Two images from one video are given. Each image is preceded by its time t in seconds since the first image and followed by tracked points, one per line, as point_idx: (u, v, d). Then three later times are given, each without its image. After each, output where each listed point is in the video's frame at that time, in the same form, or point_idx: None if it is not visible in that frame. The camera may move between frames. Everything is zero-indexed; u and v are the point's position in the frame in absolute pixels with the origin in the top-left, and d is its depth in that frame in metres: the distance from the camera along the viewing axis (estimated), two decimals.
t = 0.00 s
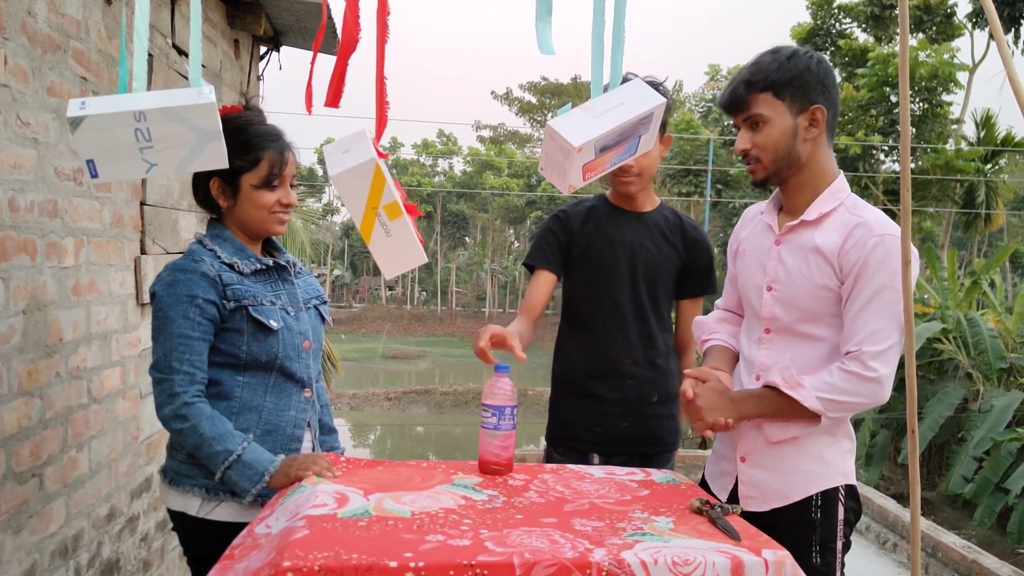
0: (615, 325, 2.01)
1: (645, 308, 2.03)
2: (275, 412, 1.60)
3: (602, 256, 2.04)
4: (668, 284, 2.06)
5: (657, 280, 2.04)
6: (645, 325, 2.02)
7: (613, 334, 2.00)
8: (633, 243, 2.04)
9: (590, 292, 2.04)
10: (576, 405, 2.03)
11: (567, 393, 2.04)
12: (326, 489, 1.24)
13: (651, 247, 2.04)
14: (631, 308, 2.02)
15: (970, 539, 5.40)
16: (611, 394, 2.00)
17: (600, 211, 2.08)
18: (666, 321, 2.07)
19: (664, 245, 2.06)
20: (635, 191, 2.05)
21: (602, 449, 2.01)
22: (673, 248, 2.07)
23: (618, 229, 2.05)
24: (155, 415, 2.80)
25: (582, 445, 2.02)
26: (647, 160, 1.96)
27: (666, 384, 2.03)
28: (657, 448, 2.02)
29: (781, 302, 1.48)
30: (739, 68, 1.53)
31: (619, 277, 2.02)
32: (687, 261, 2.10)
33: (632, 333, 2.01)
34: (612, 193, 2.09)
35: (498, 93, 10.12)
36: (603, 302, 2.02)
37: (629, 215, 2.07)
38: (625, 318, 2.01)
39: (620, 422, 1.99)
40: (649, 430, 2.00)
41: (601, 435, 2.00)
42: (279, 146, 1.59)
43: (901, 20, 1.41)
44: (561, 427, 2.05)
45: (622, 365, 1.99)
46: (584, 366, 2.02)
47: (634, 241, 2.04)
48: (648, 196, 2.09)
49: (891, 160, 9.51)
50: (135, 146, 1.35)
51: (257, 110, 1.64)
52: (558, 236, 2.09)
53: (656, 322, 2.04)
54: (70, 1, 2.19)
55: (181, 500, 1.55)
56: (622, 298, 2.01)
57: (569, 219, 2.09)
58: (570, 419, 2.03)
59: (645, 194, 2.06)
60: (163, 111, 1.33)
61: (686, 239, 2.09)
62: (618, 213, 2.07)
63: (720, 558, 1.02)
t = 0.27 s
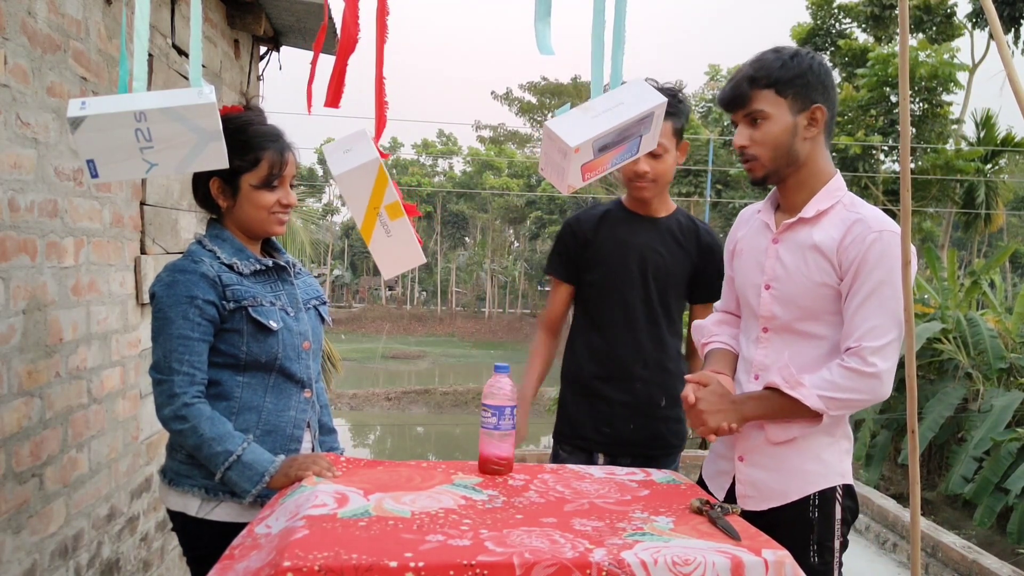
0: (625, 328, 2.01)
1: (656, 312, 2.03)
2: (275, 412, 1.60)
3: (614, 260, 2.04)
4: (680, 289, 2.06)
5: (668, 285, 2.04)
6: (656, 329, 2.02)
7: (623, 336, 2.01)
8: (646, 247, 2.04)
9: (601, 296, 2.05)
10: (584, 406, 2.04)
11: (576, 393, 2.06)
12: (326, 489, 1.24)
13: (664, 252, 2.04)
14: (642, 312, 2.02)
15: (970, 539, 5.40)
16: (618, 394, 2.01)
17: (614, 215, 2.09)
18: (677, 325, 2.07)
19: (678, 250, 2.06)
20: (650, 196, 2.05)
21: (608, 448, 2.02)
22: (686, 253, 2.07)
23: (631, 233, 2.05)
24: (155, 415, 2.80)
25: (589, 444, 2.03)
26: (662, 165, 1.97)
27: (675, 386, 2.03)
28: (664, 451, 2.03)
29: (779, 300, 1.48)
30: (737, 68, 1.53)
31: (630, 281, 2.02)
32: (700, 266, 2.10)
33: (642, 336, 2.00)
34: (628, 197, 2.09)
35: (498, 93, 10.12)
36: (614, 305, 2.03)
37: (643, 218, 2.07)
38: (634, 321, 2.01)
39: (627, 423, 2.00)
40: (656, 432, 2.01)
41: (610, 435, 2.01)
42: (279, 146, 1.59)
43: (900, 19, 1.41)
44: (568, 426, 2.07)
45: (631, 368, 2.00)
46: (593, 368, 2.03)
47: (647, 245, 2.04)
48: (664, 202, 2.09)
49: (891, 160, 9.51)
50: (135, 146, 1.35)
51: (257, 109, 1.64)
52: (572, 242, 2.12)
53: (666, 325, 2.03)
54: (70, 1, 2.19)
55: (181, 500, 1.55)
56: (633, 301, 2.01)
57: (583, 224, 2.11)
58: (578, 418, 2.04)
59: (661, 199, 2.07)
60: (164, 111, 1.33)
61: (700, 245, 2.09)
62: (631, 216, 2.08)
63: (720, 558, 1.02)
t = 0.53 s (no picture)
0: (628, 331, 2.08)
1: (658, 317, 2.08)
2: (274, 413, 1.60)
3: (620, 265, 2.10)
4: (682, 294, 2.12)
5: (671, 290, 2.10)
6: (656, 333, 2.08)
7: (626, 339, 2.08)
8: (650, 252, 2.09)
9: (607, 300, 2.12)
10: (585, 404, 2.12)
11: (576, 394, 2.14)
12: (325, 489, 1.24)
13: (668, 259, 2.09)
14: (644, 317, 2.08)
15: (970, 539, 5.40)
16: (616, 395, 2.08)
17: (621, 220, 2.15)
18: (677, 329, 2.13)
19: (681, 256, 2.12)
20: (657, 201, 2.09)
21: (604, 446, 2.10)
22: (689, 259, 2.12)
23: (637, 238, 2.11)
24: (155, 415, 2.80)
25: (588, 442, 2.12)
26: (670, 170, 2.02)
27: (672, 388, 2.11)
28: (660, 450, 2.10)
29: (775, 300, 1.48)
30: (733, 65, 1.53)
31: (634, 286, 2.09)
32: (703, 272, 2.15)
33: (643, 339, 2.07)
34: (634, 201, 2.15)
35: (498, 92, 10.11)
36: (618, 309, 2.10)
37: (649, 224, 2.12)
38: (637, 325, 2.07)
39: (624, 423, 2.08)
40: (654, 432, 2.08)
41: (607, 434, 2.09)
42: (279, 146, 1.59)
43: (900, 20, 1.41)
44: (568, 425, 2.15)
45: (629, 371, 2.07)
46: (595, 369, 2.10)
47: (652, 251, 2.10)
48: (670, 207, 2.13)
49: (891, 160, 9.51)
50: (135, 146, 1.35)
51: (257, 109, 1.64)
52: (581, 246, 2.18)
53: (667, 328, 2.09)
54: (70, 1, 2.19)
55: (180, 500, 1.55)
56: (636, 305, 2.08)
57: (591, 228, 2.17)
58: (577, 417, 2.13)
59: (667, 205, 2.11)
60: (164, 111, 1.33)
61: (704, 251, 2.14)
62: (638, 222, 2.13)
63: (720, 558, 1.02)
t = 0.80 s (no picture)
0: (613, 329, 2.14)
1: (643, 316, 2.15)
2: (274, 413, 1.60)
3: (606, 266, 2.16)
4: (667, 293, 2.17)
5: (655, 290, 2.16)
6: (642, 331, 2.14)
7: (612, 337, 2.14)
8: (635, 253, 2.16)
9: (593, 301, 2.19)
10: (572, 403, 2.19)
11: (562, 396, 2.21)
12: (325, 489, 1.24)
13: (652, 259, 2.15)
14: (629, 316, 2.14)
15: (970, 539, 5.40)
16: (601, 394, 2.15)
17: (606, 223, 2.21)
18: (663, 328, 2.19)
19: (666, 258, 2.17)
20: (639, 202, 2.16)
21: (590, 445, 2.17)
22: (673, 259, 2.18)
23: (621, 240, 2.17)
24: (155, 415, 2.80)
25: (574, 441, 2.19)
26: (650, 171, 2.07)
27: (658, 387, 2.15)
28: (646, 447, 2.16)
29: (768, 297, 1.48)
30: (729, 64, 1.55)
31: (619, 287, 2.15)
32: (687, 271, 2.20)
33: (628, 338, 2.13)
34: (618, 203, 2.21)
35: (498, 92, 10.11)
36: (605, 309, 2.17)
37: (633, 226, 2.18)
38: (622, 323, 2.13)
39: (608, 421, 2.14)
40: (639, 429, 2.14)
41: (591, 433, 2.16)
42: (279, 145, 1.59)
43: (900, 19, 1.41)
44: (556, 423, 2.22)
45: (614, 371, 2.13)
46: (582, 369, 2.17)
47: (636, 253, 2.16)
48: (652, 209, 2.20)
49: (891, 160, 9.51)
50: (135, 146, 1.35)
51: (256, 109, 1.64)
52: (568, 249, 2.24)
53: (652, 327, 2.15)
54: (70, 1, 2.19)
55: (180, 500, 1.55)
56: (621, 305, 2.15)
57: (577, 231, 2.23)
58: (564, 417, 2.20)
59: (649, 206, 2.18)
60: (164, 111, 1.33)
61: (687, 253, 2.20)
62: (623, 225, 2.19)
63: (720, 558, 1.02)
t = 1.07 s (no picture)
0: (585, 327, 2.24)
1: (612, 310, 2.23)
2: (275, 413, 1.60)
3: (575, 266, 2.27)
4: (635, 286, 2.25)
5: (623, 284, 2.24)
6: (613, 325, 2.23)
7: (584, 334, 2.23)
8: (600, 251, 2.25)
9: (566, 300, 2.29)
10: (553, 395, 2.27)
11: (546, 389, 2.30)
12: (326, 489, 1.24)
13: (616, 255, 2.24)
14: (599, 312, 2.23)
15: (970, 539, 5.40)
16: (584, 388, 2.23)
17: (572, 225, 2.32)
18: (636, 321, 2.26)
19: (631, 253, 2.25)
20: (601, 201, 2.25)
21: (574, 436, 2.25)
22: (638, 253, 2.26)
23: (586, 240, 2.27)
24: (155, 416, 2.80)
25: (557, 433, 2.27)
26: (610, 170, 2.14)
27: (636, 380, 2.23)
28: (626, 437, 2.24)
29: (758, 296, 1.49)
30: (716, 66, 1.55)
31: (587, 284, 2.25)
32: (655, 264, 2.27)
33: (600, 333, 2.22)
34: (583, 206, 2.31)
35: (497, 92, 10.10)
36: (575, 308, 2.26)
37: (597, 225, 2.28)
38: (593, 320, 2.23)
39: (588, 413, 2.22)
40: (618, 421, 2.22)
41: (574, 426, 2.24)
42: (280, 145, 1.59)
43: (900, 20, 1.42)
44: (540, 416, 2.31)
45: (591, 364, 2.22)
46: (561, 364, 2.26)
47: (601, 250, 2.25)
48: (614, 206, 2.28)
49: (891, 160, 9.50)
50: (135, 146, 1.35)
51: (256, 108, 1.64)
52: (540, 255, 2.36)
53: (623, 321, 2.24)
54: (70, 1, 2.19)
55: (181, 501, 1.55)
56: (590, 302, 2.24)
57: (547, 236, 2.35)
58: (547, 409, 2.29)
59: (610, 204, 2.27)
60: (164, 111, 1.33)
61: (653, 246, 2.27)
62: (587, 225, 2.29)
63: (720, 558, 1.02)
